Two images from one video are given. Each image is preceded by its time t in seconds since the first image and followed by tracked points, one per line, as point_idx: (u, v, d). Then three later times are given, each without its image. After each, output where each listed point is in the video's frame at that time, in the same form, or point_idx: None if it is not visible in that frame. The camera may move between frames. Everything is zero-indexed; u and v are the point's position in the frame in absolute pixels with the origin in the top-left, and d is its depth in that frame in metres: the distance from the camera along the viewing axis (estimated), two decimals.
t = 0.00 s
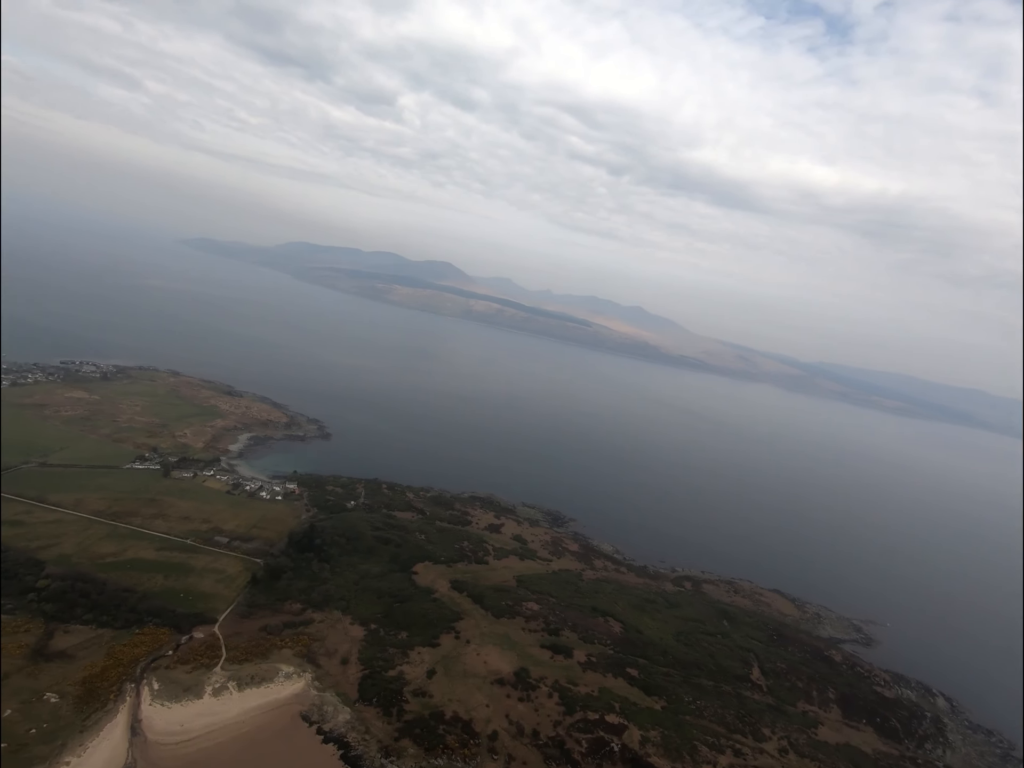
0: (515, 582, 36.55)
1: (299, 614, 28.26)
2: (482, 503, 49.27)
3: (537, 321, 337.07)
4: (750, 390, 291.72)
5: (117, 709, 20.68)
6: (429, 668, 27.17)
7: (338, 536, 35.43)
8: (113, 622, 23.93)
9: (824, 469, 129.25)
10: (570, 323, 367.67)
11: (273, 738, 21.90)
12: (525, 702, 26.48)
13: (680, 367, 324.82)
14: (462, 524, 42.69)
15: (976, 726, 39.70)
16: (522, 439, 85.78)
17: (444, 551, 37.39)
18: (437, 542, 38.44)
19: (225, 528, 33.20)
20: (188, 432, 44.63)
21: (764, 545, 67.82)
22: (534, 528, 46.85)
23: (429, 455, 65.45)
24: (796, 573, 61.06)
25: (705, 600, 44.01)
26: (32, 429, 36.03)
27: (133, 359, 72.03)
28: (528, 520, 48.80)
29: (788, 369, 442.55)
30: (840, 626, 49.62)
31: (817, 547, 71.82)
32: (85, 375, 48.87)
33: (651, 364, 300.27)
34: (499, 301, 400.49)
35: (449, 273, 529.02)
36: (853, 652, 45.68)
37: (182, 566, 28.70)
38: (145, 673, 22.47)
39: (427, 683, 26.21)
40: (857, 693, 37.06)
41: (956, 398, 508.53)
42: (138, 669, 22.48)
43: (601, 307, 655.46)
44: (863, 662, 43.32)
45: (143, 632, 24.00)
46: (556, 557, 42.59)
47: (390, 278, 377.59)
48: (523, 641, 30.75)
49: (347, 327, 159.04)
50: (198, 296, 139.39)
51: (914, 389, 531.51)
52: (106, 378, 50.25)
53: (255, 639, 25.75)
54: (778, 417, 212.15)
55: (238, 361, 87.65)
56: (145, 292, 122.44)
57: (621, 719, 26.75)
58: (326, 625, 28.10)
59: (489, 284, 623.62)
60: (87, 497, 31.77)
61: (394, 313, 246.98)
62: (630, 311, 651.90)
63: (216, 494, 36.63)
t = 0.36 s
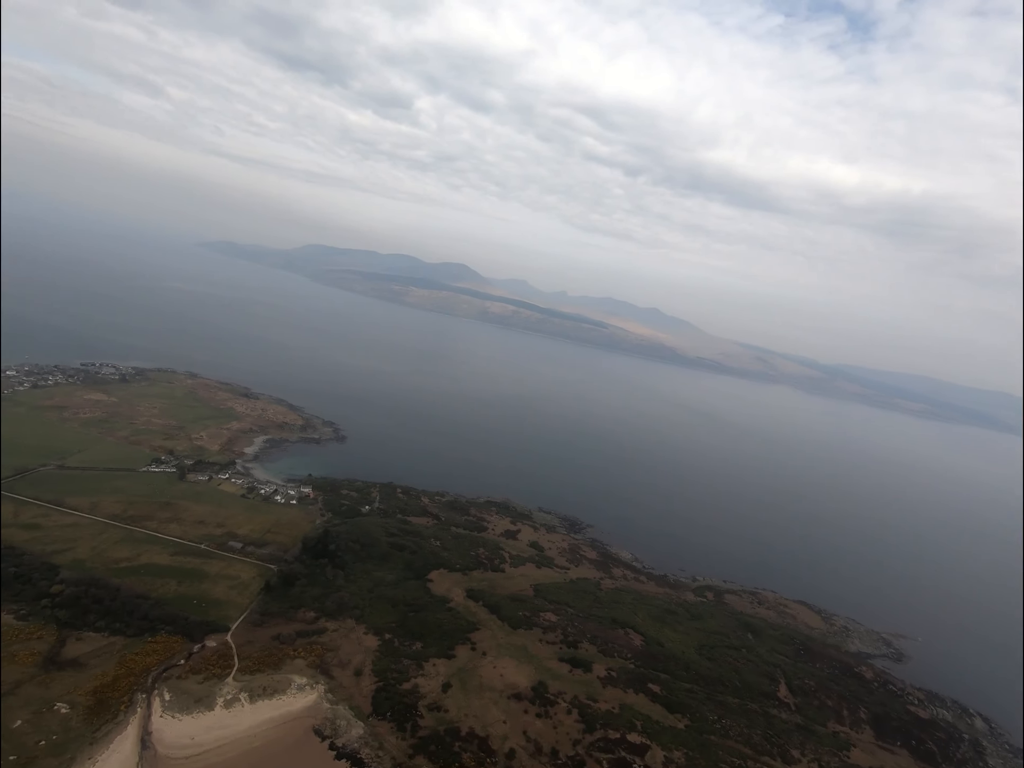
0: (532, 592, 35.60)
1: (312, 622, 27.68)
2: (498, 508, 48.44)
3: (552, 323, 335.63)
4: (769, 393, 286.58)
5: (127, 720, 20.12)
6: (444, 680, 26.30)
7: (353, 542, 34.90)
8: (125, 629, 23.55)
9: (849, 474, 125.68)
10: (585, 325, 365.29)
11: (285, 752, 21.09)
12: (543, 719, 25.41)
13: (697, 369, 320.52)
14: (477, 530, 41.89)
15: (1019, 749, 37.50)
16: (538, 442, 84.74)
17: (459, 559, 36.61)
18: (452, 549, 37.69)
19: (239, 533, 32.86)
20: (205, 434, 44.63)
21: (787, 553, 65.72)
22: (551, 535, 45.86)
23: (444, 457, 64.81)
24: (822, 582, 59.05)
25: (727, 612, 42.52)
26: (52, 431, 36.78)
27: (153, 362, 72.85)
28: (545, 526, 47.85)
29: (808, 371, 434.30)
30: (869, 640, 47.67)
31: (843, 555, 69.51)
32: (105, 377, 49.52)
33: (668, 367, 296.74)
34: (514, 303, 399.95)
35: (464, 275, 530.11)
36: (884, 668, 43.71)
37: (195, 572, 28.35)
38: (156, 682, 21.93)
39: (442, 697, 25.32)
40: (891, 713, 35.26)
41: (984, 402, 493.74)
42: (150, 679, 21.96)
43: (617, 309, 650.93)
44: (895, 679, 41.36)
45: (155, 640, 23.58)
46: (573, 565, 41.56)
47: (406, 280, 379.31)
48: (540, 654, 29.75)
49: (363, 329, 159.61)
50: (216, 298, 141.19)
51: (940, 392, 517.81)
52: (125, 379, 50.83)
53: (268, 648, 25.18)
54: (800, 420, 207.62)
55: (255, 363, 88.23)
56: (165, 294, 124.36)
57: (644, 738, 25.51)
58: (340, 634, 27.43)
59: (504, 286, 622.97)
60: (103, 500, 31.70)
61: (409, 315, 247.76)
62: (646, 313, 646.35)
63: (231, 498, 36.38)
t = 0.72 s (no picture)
0: (549, 601, 34.67)
1: (325, 631, 27.07)
2: (514, 514, 47.57)
3: (566, 325, 333.97)
4: (788, 396, 281.39)
5: (136, 734, 19.64)
6: (459, 694, 25.40)
7: (367, 548, 34.36)
8: (137, 637, 23.19)
9: (874, 479, 122.12)
10: (600, 326, 362.81)
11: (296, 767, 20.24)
12: (562, 736, 24.30)
13: (714, 371, 316.03)
14: (493, 536, 41.05)
15: None
16: (554, 445, 83.66)
17: (474, 566, 35.85)
18: (468, 556, 36.91)
19: (253, 538, 32.44)
20: (220, 437, 44.52)
21: (811, 560, 63.63)
22: (568, 542, 44.86)
23: (458, 461, 64.06)
24: (848, 592, 56.97)
25: (751, 624, 41.06)
26: (70, 435, 36.93)
27: (170, 363, 73.49)
28: (562, 533, 46.84)
29: (828, 373, 425.95)
30: (899, 655, 45.75)
31: (870, 563, 67.17)
32: (123, 379, 49.81)
33: (684, 368, 293.14)
34: (529, 304, 399.06)
35: (479, 276, 530.18)
36: (915, 685, 41.85)
37: (208, 578, 27.95)
38: (166, 694, 21.43)
39: (457, 712, 24.41)
40: (926, 735, 33.47)
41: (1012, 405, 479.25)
42: (160, 690, 21.48)
43: (632, 310, 646.10)
44: (929, 698, 39.41)
45: (167, 648, 23.16)
46: (591, 574, 40.51)
47: (421, 282, 380.67)
48: (558, 667, 28.71)
49: (377, 331, 160.05)
50: (234, 301, 142.73)
51: (966, 395, 503.67)
52: (143, 381, 51.11)
53: (280, 659, 24.60)
54: (821, 424, 203.10)
55: (270, 364, 88.58)
56: (183, 297, 125.92)
57: (668, 758, 24.23)
58: (353, 645, 26.80)
59: (518, 287, 622.33)
60: (118, 504, 31.56)
61: (424, 316, 248.29)
62: (661, 314, 640.30)
63: (245, 502, 36.04)
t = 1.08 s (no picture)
0: (566, 613, 33.66)
1: (337, 642, 26.40)
2: (529, 520, 46.63)
3: (580, 326, 332.04)
4: (808, 398, 276.26)
5: (144, 748, 18.84)
6: (474, 710, 24.44)
7: (380, 556, 33.75)
8: (147, 647, 22.71)
9: (899, 484, 118.71)
10: (615, 327, 360.28)
11: None
12: (581, 756, 23.17)
13: (731, 373, 311.65)
14: (508, 544, 40.19)
15: None
16: (569, 448, 82.52)
17: (489, 575, 35.02)
18: (482, 564, 36.10)
19: (265, 544, 32.00)
20: (234, 441, 44.34)
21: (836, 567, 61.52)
22: (585, 550, 43.79)
23: (473, 464, 63.30)
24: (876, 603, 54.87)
25: (776, 638, 39.52)
26: (87, 439, 37.05)
27: (187, 366, 74.00)
28: (578, 541, 45.81)
29: (848, 375, 417.45)
30: (931, 671, 43.81)
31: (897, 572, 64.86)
32: (139, 382, 50.03)
33: (700, 370, 289.46)
34: (543, 305, 397.86)
35: (493, 277, 529.76)
36: (949, 703, 39.93)
37: (219, 586, 27.49)
38: (176, 706, 20.63)
39: (472, 729, 23.44)
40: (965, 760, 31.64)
41: None
42: (169, 702, 20.75)
43: (647, 311, 640.87)
44: (965, 719, 37.47)
45: (177, 659, 22.63)
46: (609, 584, 39.43)
47: (435, 283, 381.88)
48: (576, 682, 27.61)
49: (391, 333, 160.47)
50: (251, 303, 144.08)
51: (993, 397, 489.58)
52: (159, 384, 51.31)
53: (291, 671, 23.88)
54: (842, 427, 198.69)
55: (285, 366, 88.81)
56: (201, 299, 127.25)
57: None
58: (365, 656, 26.07)
59: (532, 288, 621.58)
60: (132, 508, 31.38)
61: (438, 318, 248.78)
62: (677, 316, 634.30)
63: (258, 507, 35.66)
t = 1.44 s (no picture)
0: (584, 624, 32.61)
1: (350, 653, 25.75)
2: (546, 526, 45.68)
3: (595, 327, 329.87)
4: (827, 400, 270.97)
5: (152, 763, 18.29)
6: (490, 726, 23.55)
7: (394, 563, 33.10)
8: (158, 656, 22.22)
9: (925, 489, 115.19)
10: (630, 328, 357.30)
11: None
12: None
13: (748, 375, 306.97)
14: (524, 551, 39.30)
15: None
16: (584, 452, 81.34)
17: (505, 583, 34.14)
18: (498, 572, 35.24)
19: (278, 550, 31.55)
20: (249, 444, 44.14)
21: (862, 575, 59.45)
22: (603, 558, 42.68)
23: (487, 467, 62.44)
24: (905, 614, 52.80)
25: (802, 653, 37.97)
26: (102, 442, 37.00)
27: (204, 368, 74.39)
28: (595, 548, 44.74)
29: (869, 377, 408.71)
30: (966, 689, 41.84)
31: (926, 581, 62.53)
32: (155, 384, 50.13)
33: (716, 372, 285.48)
34: (557, 306, 396.19)
35: (507, 279, 529.24)
36: (987, 724, 37.96)
37: (232, 593, 27.03)
38: (186, 719, 20.12)
39: (488, 747, 22.56)
40: None
41: None
42: (179, 714, 20.22)
43: (662, 312, 635.02)
44: (1005, 741, 35.55)
45: (188, 669, 22.12)
46: (628, 593, 38.32)
47: (449, 285, 382.70)
48: (595, 697, 26.57)
49: (406, 335, 160.54)
50: (267, 305, 145.34)
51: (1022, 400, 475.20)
52: (175, 387, 51.38)
53: (302, 683, 23.22)
54: (864, 430, 194.06)
55: (301, 368, 88.96)
56: (218, 302, 128.58)
57: None
58: (379, 668, 25.33)
59: (546, 289, 620.08)
60: (146, 512, 31.13)
61: (452, 320, 248.92)
62: (692, 317, 627.59)
63: (272, 511, 35.27)
